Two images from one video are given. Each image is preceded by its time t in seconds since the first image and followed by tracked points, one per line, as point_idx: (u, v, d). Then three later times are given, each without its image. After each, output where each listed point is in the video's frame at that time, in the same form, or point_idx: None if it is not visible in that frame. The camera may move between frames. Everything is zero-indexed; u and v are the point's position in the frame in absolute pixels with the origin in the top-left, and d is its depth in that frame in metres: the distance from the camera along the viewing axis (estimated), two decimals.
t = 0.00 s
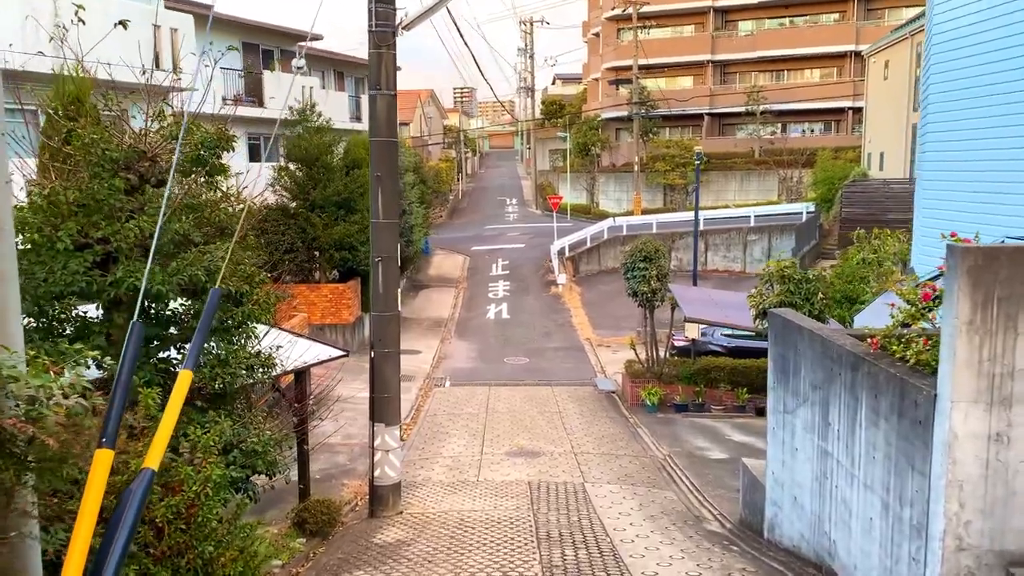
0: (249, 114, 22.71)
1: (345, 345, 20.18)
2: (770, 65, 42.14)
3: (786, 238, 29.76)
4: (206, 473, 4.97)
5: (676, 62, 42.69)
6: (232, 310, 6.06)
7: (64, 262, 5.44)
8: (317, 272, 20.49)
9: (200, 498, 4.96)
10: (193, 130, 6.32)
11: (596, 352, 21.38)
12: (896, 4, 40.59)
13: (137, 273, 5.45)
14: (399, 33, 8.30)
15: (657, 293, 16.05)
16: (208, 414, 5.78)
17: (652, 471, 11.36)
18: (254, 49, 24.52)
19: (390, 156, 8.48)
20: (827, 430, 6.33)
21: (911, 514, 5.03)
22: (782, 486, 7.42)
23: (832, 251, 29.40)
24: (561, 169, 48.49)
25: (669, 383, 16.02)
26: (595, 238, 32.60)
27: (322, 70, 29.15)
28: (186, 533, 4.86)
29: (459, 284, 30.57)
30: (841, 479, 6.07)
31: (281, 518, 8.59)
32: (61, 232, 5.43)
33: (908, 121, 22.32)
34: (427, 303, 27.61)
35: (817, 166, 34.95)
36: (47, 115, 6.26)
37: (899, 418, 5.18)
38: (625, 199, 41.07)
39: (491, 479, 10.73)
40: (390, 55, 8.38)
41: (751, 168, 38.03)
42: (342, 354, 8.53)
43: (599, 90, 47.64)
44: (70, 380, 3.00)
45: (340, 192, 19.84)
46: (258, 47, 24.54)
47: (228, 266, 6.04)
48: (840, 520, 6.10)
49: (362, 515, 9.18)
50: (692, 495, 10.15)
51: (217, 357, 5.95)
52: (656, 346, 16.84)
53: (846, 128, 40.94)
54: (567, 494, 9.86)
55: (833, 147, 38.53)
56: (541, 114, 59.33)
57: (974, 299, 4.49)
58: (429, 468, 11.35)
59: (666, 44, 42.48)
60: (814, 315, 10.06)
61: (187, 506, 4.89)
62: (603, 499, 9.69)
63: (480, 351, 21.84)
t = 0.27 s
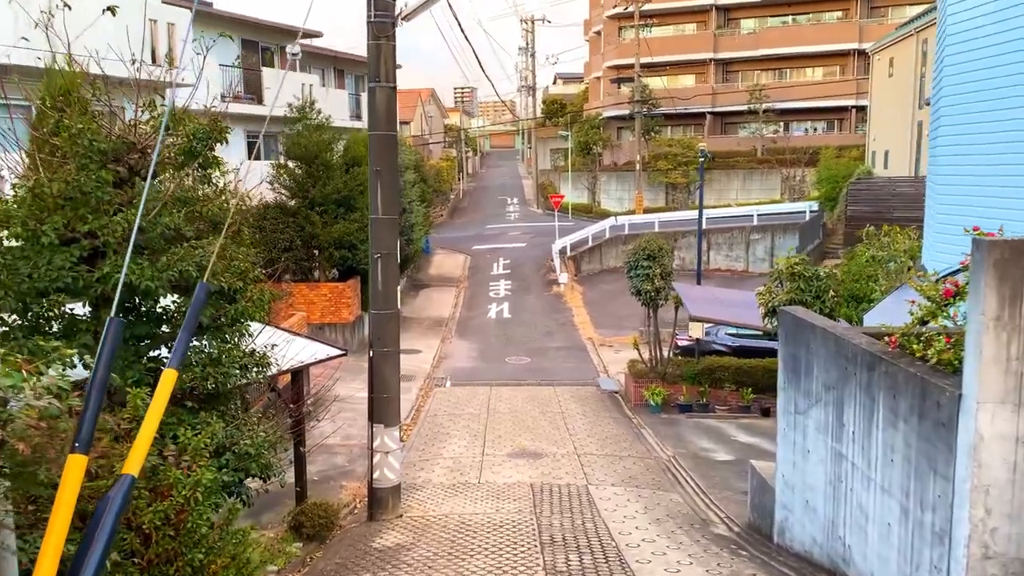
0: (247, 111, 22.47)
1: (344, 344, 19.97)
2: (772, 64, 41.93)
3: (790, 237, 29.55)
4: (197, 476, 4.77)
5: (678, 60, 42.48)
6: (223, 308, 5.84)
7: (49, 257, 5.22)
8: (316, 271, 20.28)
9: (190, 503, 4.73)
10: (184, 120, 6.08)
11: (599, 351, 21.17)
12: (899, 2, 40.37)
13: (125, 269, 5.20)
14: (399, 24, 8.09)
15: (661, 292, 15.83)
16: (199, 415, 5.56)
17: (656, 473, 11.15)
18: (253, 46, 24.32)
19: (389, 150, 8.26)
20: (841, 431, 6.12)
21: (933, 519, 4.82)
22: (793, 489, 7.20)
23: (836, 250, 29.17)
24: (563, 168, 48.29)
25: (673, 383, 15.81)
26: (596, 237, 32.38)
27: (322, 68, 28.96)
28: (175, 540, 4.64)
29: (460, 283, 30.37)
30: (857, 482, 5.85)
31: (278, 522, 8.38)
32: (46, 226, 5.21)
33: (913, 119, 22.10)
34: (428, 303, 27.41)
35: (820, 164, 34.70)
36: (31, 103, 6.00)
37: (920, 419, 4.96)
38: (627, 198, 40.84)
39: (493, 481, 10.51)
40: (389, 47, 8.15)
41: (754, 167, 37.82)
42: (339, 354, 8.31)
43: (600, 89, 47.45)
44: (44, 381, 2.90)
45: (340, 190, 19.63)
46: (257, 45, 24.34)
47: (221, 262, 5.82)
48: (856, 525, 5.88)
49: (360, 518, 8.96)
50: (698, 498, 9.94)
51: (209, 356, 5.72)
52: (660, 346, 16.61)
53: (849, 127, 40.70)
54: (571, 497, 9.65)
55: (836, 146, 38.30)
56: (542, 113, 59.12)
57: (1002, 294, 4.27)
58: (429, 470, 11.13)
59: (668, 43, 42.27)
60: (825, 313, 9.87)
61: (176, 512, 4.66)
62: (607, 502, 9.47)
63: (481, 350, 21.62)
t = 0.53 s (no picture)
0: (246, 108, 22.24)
1: (344, 344, 19.74)
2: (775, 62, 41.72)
3: (793, 236, 29.33)
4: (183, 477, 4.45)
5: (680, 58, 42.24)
6: (214, 304, 5.60)
7: (33, 250, 5.00)
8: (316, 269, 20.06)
9: (178, 508, 4.48)
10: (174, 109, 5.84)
11: (601, 351, 20.94)
12: None
13: (111, 262, 4.96)
14: (398, 13, 7.87)
15: (665, 290, 15.60)
16: (189, 415, 5.32)
17: (661, 474, 10.92)
18: (252, 43, 24.09)
19: (388, 142, 8.03)
20: (858, 432, 5.88)
21: (957, 525, 4.58)
22: (805, 493, 6.97)
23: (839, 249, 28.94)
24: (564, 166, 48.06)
25: (677, 383, 15.57)
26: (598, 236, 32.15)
27: (322, 66, 28.72)
28: (163, 546, 4.40)
29: (461, 282, 30.14)
30: (875, 486, 5.62)
31: (274, 525, 8.15)
32: (29, 218, 4.98)
33: (919, 115, 21.87)
34: (428, 302, 27.18)
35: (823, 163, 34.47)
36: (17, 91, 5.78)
37: (943, 421, 4.73)
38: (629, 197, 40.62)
39: (495, 483, 10.27)
40: (388, 37, 7.92)
41: (756, 165, 37.59)
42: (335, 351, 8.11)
43: (602, 87, 47.24)
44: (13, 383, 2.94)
45: (340, 187, 19.41)
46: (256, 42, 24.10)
47: (211, 256, 5.58)
48: (873, 530, 5.65)
49: (359, 520, 8.73)
50: (705, 500, 9.71)
51: (200, 354, 5.49)
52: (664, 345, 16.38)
53: (852, 125, 40.47)
54: (575, 499, 9.42)
55: (839, 144, 38.07)
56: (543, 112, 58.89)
57: None
58: (430, 471, 10.91)
59: (670, 40, 42.05)
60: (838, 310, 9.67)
61: (163, 517, 4.42)
62: (612, 505, 9.25)
63: (482, 349, 21.39)
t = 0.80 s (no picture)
0: (244, 106, 22.05)
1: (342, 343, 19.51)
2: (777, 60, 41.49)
3: (796, 235, 29.10)
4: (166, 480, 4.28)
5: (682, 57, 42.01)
6: (201, 300, 5.36)
7: (8, 241, 4.76)
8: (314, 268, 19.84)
9: (158, 513, 4.23)
10: (160, 96, 5.60)
11: (603, 350, 20.71)
12: None
13: (89, 254, 4.72)
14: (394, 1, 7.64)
15: (667, 289, 15.37)
16: (174, 416, 5.09)
17: (664, 476, 10.69)
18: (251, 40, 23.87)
19: (384, 134, 7.80)
20: (871, 434, 5.65)
21: (979, 532, 4.35)
22: (815, 496, 6.74)
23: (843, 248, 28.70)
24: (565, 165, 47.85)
25: (679, 383, 15.34)
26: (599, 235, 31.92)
27: (321, 64, 28.51)
28: (144, 554, 4.16)
29: (461, 282, 29.91)
30: (889, 489, 5.39)
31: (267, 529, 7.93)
32: (4, 208, 4.74)
33: (924, 112, 21.63)
34: (428, 301, 26.95)
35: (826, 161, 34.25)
36: None
37: (964, 422, 4.50)
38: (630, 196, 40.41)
39: (494, 485, 10.04)
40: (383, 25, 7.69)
41: (758, 164, 37.37)
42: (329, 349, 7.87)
43: (603, 86, 47.02)
44: None
45: (338, 185, 19.20)
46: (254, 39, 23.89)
47: (198, 249, 5.35)
48: (887, 535, 5.43)
49: (354, 523, 8.51)
50: (709, 502, 9.49)
51: (186, 351, 5.26)
52: (666, 344, 16.14)
53: (854, 124, 40.25)
54: (576, 502, 9.19)
55: (842, 143, 37.85)
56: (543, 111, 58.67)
57: None
58: (428, 473, 10.68)
59: (672, 38, 41.80)
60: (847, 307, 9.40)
61: (143, 523, 4.18)
62: (614, 508, 9.02)
63: (482, 349, 21.16)
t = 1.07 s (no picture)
0: (241, 103, 21.85)
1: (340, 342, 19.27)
2: (779, 58, 41.28)
3: (798, 234, 28.89)
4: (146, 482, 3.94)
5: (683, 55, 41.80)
6: (186, 294, 5.16)
7: None
8: (312, 266, 19.62)
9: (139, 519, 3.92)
10: (143, 81, 5.38)
11: (604, 349, 20.49)
12: None
13: (66, 247, 4.49)
14: None
15: (670, 287, 15.14)
16: (157, 415, 4.89)
17: (668, 477, 10.48)
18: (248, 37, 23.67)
19: (379, 126, 7.59)
20: (884, 433, 5.43)
21: (1001, 538, 4.12)
22: (824, 498, 6.52)
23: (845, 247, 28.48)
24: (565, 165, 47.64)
25: (682, 382, 15.12)
26: (600, 234, 31.70)
27: (319, 61, 28.31)
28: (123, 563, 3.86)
29: (460, 281, 29.68)
30: (904, 492, 5.16)
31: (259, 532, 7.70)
32: None
33: (929, 109, 21.39)
34: (427, 301, 26.73)
35: (828, 160, 34.02)
36: None
37: (986, 421, 4.27)
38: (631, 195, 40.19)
39: (494, 486, 9.82)
40: (379, 13, 7.45)
41: (760, 163, 37.16)
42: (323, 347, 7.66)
43: (604, 84, 46.83)
44: None
45: (337, 182, 18.99)
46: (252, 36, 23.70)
47: (183, 240, 5.14)
48: (901, 540, 5.20)
49: (350, 526, 8.29)
50: (714, 504, 9.27)
51: (170, 347, 5.07)
52: (668, 343, 15.91)
53: (857, 122, 40.02)
54: (576, 504, 8.98)
55: (844, 141, 37.63)
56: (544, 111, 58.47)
57: None
58: (426, 474, 10.46)
59: (673, 36, 41.57)
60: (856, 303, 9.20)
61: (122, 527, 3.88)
62: (616, 510, 8.81)
63: (482, 348, 20.94)
